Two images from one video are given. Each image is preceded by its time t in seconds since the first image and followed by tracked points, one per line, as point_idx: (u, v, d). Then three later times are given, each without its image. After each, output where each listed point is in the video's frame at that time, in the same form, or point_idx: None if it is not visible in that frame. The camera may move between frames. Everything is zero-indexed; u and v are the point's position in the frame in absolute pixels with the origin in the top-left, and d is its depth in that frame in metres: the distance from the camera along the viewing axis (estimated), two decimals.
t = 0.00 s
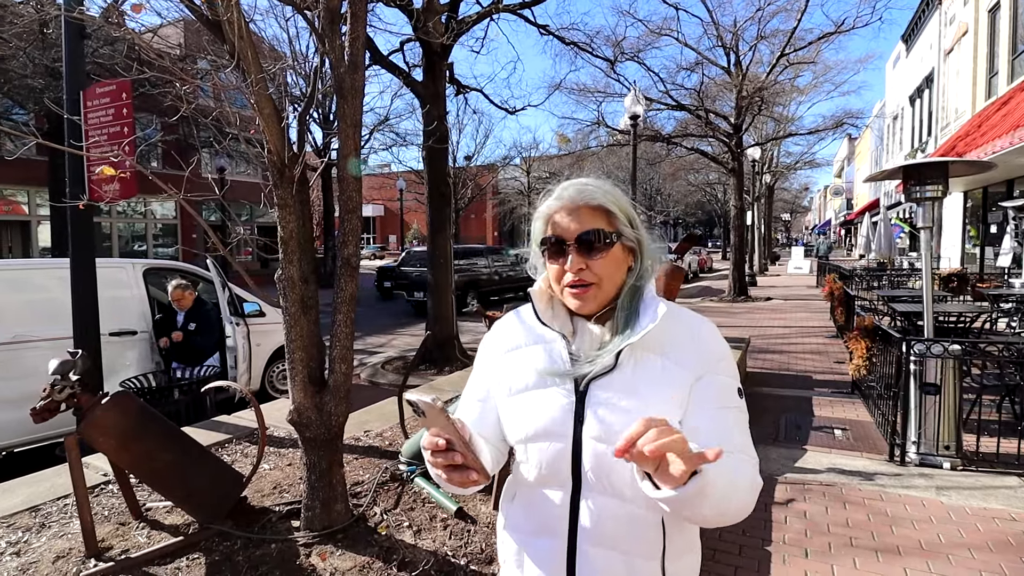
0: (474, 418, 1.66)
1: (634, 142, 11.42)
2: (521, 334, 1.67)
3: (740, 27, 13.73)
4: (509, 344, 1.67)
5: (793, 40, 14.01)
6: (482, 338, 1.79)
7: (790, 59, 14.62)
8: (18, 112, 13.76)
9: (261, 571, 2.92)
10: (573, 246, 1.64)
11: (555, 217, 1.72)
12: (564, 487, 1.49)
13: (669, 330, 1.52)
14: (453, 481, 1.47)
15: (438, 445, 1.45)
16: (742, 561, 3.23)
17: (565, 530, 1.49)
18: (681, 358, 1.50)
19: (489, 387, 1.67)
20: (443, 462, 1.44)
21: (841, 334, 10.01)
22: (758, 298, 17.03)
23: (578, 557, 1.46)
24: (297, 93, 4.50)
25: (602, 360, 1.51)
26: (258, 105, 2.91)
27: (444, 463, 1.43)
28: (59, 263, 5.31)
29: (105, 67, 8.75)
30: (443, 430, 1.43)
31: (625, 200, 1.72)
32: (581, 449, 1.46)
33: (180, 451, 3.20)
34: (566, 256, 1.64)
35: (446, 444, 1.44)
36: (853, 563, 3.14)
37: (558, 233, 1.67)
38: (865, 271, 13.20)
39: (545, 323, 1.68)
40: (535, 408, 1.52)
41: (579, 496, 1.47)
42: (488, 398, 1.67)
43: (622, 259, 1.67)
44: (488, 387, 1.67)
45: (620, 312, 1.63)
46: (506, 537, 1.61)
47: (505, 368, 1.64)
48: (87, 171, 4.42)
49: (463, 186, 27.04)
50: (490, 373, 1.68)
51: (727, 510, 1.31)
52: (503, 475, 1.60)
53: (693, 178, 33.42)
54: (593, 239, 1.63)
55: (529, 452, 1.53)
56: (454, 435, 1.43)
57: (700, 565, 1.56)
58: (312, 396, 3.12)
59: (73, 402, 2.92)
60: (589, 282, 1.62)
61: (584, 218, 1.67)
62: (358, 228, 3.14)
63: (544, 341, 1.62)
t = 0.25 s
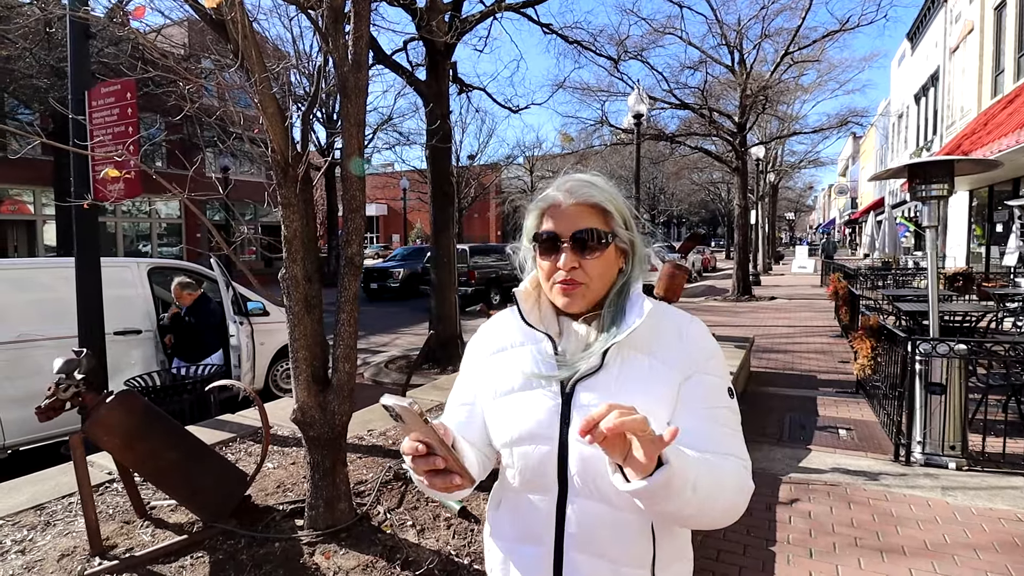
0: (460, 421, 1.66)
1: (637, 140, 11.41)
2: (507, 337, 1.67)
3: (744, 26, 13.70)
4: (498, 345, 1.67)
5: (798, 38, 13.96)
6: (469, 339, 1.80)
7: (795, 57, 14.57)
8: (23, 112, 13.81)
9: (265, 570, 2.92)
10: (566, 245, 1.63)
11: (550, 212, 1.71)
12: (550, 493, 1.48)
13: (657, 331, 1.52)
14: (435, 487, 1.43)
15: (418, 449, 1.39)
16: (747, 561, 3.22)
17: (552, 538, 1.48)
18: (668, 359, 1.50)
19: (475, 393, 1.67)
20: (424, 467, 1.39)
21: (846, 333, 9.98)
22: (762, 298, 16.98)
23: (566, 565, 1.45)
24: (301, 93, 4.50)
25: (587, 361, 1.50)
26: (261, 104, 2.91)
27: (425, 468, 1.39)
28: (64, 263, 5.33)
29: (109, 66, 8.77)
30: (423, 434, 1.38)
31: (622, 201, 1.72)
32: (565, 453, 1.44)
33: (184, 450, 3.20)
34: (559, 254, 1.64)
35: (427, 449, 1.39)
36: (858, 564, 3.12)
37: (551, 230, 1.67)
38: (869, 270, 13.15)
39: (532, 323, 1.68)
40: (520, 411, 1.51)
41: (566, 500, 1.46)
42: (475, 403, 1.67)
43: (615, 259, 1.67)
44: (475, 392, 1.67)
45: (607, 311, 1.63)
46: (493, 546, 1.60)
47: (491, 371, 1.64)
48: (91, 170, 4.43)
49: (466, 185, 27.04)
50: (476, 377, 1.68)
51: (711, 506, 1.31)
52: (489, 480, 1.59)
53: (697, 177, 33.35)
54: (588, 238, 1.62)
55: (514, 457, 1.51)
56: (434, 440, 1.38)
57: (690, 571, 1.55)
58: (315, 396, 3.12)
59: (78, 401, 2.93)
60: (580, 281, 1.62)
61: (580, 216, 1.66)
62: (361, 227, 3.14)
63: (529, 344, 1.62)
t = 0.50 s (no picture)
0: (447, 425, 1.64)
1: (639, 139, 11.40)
2: (496, 337, 1.65)
3: (746, 25, 13.68)
4: (487, 346, 1.65)
5: (800, 37, 13.93)
6: (457, 339, 1.77)
7: (797, 56, 14.55)
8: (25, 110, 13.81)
9: (267, 568, 2.92)
10: (559, 243, 1.63)
11: (542, 211, 1.71)
12: (540, 497, 1.47)
13: (648, 331, 1.52)
14: (428, 493, 1.42)
15: (412, 453, 1.39)
16: (748, 561, 3.21)
17: (542, 543, 1.46)
18: (658, 359, 1.49)
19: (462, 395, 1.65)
20: (418, 472, 1.39)
21: (847, 332, 9.97)
22: (764, 297, 16.96)
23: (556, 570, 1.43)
24: (303, 91, 4.50)
25: (579, 362, 1.50)
26: (263, 102, 2.91)
27: (419, 473, 1.38)
28: (66, 261, 5.33)
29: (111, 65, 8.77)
30: (417, 438, 1.37)
31: (615, 201, 1.72)
32: (555, 456, 1.43)
33: (186, 448, 3.20)
34: (551, 252, 1.63)
35: (421, 453, 1.39)
36: (860, 564, 3.12)
37: (544, 228, 1.66)
38: (871, 270, 13.13)
39: (522, 321, 1.66)
40: (510, 412, 1.51)
41: (557, 503, 1.45)
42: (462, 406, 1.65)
43: (607, 259, 1.67)
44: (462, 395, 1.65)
45: (598, 310, 1.63)
46: (481, 553, 1.58)
47: (479, 373, 1.62)
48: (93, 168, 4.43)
49: (467, 184, 27.03)
50: (464, 379, 1.65)
51: (699, 503, 1.33)
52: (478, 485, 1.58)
53: (699, 176, 33.32)
54: (580, 237, 1.62)
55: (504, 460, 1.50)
56: (428, 443, 1.37)
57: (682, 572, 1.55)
58: (317, 394, 3.12)
59: (80, 399, 2.93)
60: (573, 279, 1.62)
61: (573, 214, 1.66)
62: (363, 225, 3.13)
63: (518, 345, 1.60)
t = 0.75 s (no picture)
0: (443, 425, 1.64)
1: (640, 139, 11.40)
2: (492, 340, 1.64)
3: (748, 24, 13.69)
4: (484, 348, 1.63)
5: (801, 37, 13.92)
6: (453, 342, 1.76)
7: (798, 55, 14.54)
8: (26, 109, 13.81)
9: (269, 567, 2.92)
10: (552, 246, 1.62)
11: (534, 215, 1.71)
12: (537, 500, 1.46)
13: (646, 336, 1.53)
14: (433, 497, 1.43)
15: (419, 457, 1.40)
16: (749, 560, 3.22)
17: (540, 546, 1.45)
18: (657, 363, 1.50)
19: (458, 395, 1.64)
20: (425, 476, 1.40)
21: (849, 332, 9.96)
22: (765, 297, 16.96)
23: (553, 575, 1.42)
24: (305, 91, 4.50)
25: (576, 365, 1.49)
26: (266, 101, 2.91)
27: (426, 476, 1.40)
28: (68, 260, 5.33)
29: (113, 64, 8.78)
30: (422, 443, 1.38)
31: (608, 202, 1.71)
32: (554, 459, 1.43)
33: (188, 447, 3.20)
34: (544, 256, 1.63)
35: (427, 457, 1.40)
36: (862, 563, 3.12)
37: (536, 232, 1.66)
38: (872, 270, 13.12)
39: (516, 326, 1.66)
40: (506, 413, 1.50)
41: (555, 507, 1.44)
42: (458, 405, 1.64)
43: (601, 261, 1.66)
44: (459, 395, 1.64)
45: (594, 315, 1.62)
46: (475, 557, 1.56)
47: (475, 376, 1.60)
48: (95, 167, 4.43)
49: (468, 184, 27.02)
50: (460, 381, 1.64)
51: (692, 513, 1.33)
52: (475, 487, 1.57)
53: (700, 176, 33.30)
54: (572, 240, 1.62)
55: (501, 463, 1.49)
56: (435, 446, 1.37)
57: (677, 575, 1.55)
58: (320, 394, 3.12)
59: (82, 398, 2.93)
60: (566, 282, 1.61)
61: (565, 216, 1.66)
62: (366, 225, 3.14)
63: (514, 348, 1.60)
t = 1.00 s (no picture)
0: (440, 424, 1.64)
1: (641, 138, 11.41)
2: (484, 342, 1.64)
3: (748, 24, 13.69)
4: (476, 350, 1.64)
5: (802, 36, 13.92)
6: (447, 344, 1.76)
7: (799, 55, 14.54)
8: (28, 110, 13.84)
9: (271, 567, 2.92)
10: (560, 232, 1.64)
11: (538, 206, 1.73)
12: (530, 502, 1.47)
13: (634, 332, 1.52)
14: (437, 496, 1.43)
15: (422, 456, 1.41)
16: (751, 560, 3.22)
17: (535, 547, 1.46)
18: (646, 360, 1.49)
19: (452, 397, 1.64)
20: (429, 476, 1.41)
21: (850, 332, 9.96)
22: (766, 297, 16.95)
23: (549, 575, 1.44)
24: (306, 91, 4.50)
25: (567, 364, 1.49)
26: (268, 102, 2.91)
27: (432, 476, 1.40)
28: (70, 261, 5.34)
29: (114, 65, 8.80)
30: (428, 441, 1.39)
31: (609, 202, 1.77)
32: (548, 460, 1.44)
33: (190, 447, 3.21)
34: (552, 241, 1.65)
35: (432, 457, 1.41)
36: (863, 563, 3.12)
37: (543, 218, 1.68)
38: (873, 269, 13.10)
39: (507, 328, 1.66)
40: (501, 414, 1.50)
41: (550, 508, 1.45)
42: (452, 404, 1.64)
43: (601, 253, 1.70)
44: (452, 396, 1.64)
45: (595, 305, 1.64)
46: (474, 557, 1.58)
47: (468, 377, 1.61)
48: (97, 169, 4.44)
49: (469, 184, 27.03)
50: (454, 383, 1.64)
51: (692, 513, 1.31)
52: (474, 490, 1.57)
53: (700, 176, 33.29)
54: (581, 228, 1.64)
55: (494, 465, 1.49)
56: (440, 446, 1.39)
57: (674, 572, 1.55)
58: (321, 394, 3.12)
59: (85, 398, 2.94)
60: (573, 269, 1.64)
61: (573, 207, 1.69)
62: (367, 225, 3.14)
63: (506, 350, 1.60)
